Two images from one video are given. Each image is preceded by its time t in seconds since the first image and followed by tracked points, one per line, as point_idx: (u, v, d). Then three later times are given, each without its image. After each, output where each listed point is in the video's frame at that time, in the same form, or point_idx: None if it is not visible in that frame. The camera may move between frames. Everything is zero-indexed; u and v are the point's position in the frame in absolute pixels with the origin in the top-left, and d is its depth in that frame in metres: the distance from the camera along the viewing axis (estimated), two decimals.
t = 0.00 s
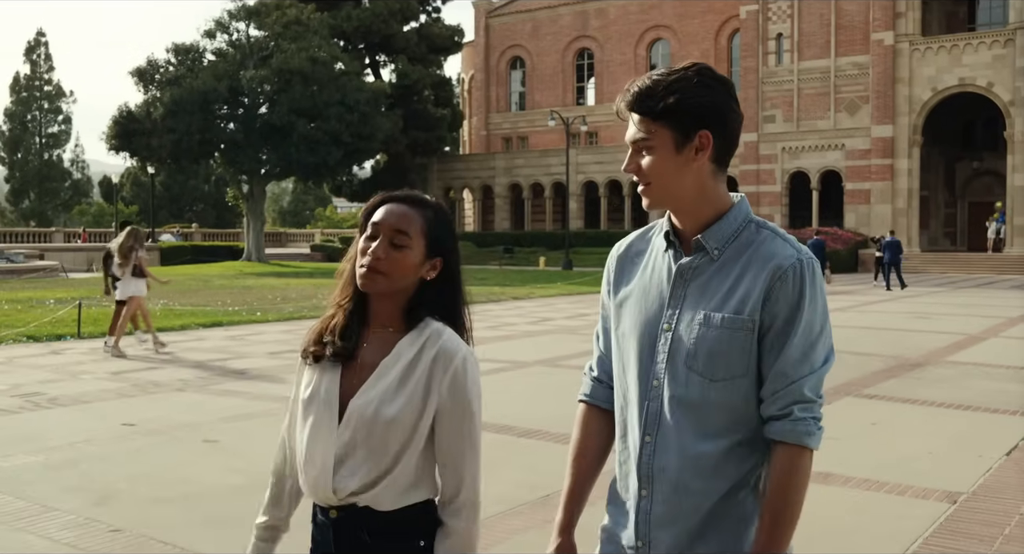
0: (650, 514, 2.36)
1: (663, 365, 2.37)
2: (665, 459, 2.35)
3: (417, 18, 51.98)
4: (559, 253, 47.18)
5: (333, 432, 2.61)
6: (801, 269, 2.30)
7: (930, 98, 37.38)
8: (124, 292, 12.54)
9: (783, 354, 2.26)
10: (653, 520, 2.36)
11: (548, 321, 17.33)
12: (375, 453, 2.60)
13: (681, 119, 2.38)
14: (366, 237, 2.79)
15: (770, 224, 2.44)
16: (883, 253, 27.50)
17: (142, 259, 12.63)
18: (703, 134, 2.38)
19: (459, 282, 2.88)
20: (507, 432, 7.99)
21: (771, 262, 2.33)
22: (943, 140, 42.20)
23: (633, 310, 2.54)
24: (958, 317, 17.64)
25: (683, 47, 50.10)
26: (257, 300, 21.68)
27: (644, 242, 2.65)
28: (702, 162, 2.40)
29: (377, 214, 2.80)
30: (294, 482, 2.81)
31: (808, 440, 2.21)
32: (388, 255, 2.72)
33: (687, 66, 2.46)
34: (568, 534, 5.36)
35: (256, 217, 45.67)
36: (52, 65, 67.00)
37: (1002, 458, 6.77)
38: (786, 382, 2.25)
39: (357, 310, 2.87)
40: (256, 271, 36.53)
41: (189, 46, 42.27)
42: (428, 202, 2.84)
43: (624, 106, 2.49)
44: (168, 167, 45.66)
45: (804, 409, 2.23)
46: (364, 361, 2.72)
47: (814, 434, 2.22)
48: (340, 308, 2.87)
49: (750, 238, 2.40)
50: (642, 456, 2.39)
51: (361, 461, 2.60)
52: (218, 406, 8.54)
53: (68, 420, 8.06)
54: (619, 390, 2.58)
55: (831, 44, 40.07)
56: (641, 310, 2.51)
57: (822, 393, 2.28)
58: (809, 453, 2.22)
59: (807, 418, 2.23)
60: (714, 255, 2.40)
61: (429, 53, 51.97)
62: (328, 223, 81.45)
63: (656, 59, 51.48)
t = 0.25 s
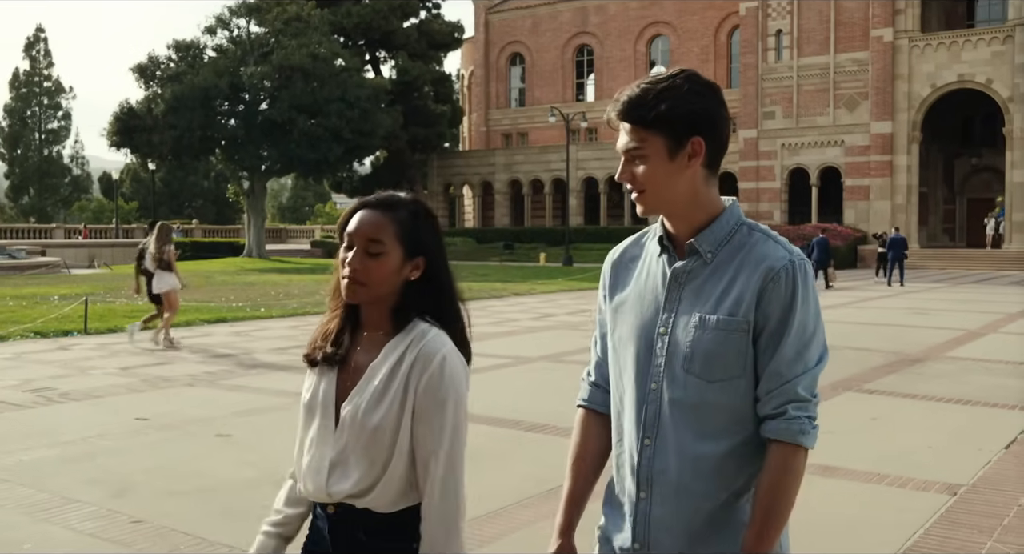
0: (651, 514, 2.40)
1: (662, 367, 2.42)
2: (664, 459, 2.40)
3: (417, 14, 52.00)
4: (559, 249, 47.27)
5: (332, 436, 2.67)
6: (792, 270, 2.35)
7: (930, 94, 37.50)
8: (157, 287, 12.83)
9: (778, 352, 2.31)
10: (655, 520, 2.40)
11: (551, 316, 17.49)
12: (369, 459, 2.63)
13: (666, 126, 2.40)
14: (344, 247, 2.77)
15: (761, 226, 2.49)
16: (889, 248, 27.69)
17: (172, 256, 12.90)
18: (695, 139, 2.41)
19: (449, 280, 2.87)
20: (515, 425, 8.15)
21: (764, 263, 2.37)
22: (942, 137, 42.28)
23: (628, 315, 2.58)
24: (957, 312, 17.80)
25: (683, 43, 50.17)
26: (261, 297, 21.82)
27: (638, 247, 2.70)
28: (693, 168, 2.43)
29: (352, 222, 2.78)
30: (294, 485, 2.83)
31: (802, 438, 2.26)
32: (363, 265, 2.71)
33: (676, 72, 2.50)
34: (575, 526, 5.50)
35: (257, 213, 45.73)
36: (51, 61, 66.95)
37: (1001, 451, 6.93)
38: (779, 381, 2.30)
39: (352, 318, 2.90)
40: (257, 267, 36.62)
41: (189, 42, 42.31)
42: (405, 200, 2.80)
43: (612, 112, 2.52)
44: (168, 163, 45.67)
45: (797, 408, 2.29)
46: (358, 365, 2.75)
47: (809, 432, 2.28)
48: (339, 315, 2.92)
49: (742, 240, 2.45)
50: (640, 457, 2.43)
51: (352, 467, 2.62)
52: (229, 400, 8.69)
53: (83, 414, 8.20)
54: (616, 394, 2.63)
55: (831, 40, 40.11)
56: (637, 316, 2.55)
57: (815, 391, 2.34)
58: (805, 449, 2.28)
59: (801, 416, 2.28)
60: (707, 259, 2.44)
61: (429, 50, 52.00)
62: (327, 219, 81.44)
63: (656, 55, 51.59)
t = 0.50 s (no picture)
0: (645, 527, 2.36)
1: (643, 378, 2.38)
2: (654, 470, 2.36)
3: (419, 14, 52.10)
4: (562, 248, 47.37)
5: (309, 451, 2.61)
6: (765, 270, 2.33)
7: (932, 92, 37.60)
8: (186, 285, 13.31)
9: (759, 353, 2.30)
10: (649, 531, 2.36)
11: (556, 315, 17.60)
12: (349, 471, 2.58)
13: (635, 132, 2.38)
14: (310, 263, 2.75)
15: (730, 229, 2.45)
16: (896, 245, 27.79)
17: (203, 256, 13.37)
18: (662, 142, 2.39)
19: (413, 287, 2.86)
20: (524, 423, 8.24)
21: (737, 264, 2.34)
22: (944, 135, 42.40)
23: (603, 327, 2.54)
24: (960, 310, 17.90)
25: (685, 42, 50.29)
26: (267, 296, 21.94)
27: (607, 260, 2.64)
28: (662, 172, 2.41)
29: (314, 238, 2.75)
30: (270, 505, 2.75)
31: (784, 438, 2.29)
32: (334, 282, 2.69)
33: (639, 82, 2.48)
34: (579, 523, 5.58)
35: (261, 213, 45.86)
36: (54, 62, 67.07)
37: (1004, 446, 7.04)
38: (762, 383, 2.30)
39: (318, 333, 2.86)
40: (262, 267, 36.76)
41: (193, 43, 42.46)
42: (364, 213, 2.77)
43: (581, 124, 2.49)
44: (172, 164, 45.80)
45: (781, 410, 2.30)
46: (333, 378, 2.70)
47: (791, 431, 2.30)
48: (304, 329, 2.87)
49: (714, 245, 2.41)
50: (629, 470, 2.40)
51: (332, 484, 2.58)
52: (240, 399, 8.79)
53: (95, 413, 8.30)
54: (597, 407, 2.58)
55: (833, 39, 40.20)
56: (611, 329, 2.50)
57: (796, 390, 2.34)
58: (787, 448, 2.30)
59: (784, 416, 2.30)
60: (681, 264, 2.40)
61: (432, 50, 52.12)
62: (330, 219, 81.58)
63: (658, 54, 51.71)
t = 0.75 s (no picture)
0: (630, 512, 2.48)
1: (620, 365, 2.49)
2: (638, 452, 2.47)
3: (425, 16, 52.20)
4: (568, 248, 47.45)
5: (264, 446, 2.76)
6: (733, 247, 2.46)
7: (938, 92, 37.66)
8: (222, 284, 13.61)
9: (733, 330, 2.43)
10: (636, 515, 2.47)
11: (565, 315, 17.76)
12: (299, 462, 2.72)
13: (593, 121, 2.51)
14: (272, 261, 2.85)
15: (695, 212, 2.58)
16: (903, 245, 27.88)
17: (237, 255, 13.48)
18: (622, 130, 2.52)
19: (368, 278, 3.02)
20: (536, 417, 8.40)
21: (706, 241, 2.47)
22: (950, 134, 42.41)
23: (577, 320, 2.66)
24: (966, 310, 18.02)
25: (691, 43, 50.36)
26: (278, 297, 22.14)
27: (573, 254, 2.78)
28: (623, 160, 2.55)
29: (275, 230, 2.86)
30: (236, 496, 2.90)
31: (770, 410, 2.38)
32: (298, 276, 2.82)
33: (599, 71, 2.61)
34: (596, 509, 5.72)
35: (268, 215, 46.03)
36: (62, 65, 67.38)
37: (1009, 442, 7.18)
38: (740, 357, 2.42)
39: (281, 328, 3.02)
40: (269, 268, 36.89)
41: (200, 45, 42.66)
42: (319, 206, 2.91)
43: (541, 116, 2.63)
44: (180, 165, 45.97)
45: (762, 382, 2.41)
46: (286, 376, 2.87)
47: (774, 402, 2.39)
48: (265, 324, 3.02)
49: (679, 227, 2.54)
50: (614, 457, 2.51)
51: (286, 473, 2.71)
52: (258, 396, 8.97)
53: (114, 409, 8.49)
54: (575, 402, 2.70)
55: (839, 40, 40.24)
56: (584, 320, 2.63)
57: (775, 361, 2.46)
58: (772, 421, 2.39)
59: (767, 388, 2.40)
60: (648, 248, 2.52)
61: (438, 51, 52.25)
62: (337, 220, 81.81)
63: (664, 55, 51.81)
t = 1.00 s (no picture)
0: (633, 505, 2.48)
1: (623, 356, 2.50)
2: (640, 444, 2.48)
3: (432, 17, 52.32)
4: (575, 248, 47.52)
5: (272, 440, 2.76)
6: (735, 240, 2.51)
7: (944, 92, 37.71)
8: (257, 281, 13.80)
9: (733, 322, 2.47)
10: (638, 508, 2.47)
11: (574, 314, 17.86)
12: (307, 456, 2.73)
13: (593, 116, 2.53)
14: (281, 242, 2.92)
15: (694, 206, 2.62)
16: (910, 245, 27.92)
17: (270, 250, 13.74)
18: (622, 128, 2.54)
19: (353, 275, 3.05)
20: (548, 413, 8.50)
21: (709, 235, 2.52)
22: (957, 134, 42.42)
23: (575, 316, 2.64)
24: (974, 308, 18.09)
25: (697, 43, 50.45)
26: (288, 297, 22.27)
27: (571, 247, 2.75)
28: (624, 157, 2.57)
29: (278, 220, 2.94)
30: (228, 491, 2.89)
31: (764, 401, 2.42)
32: (316, 256, 2.91)
33: (597, 67, 2.62)
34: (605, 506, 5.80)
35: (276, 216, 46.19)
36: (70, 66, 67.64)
37: (1017, 437, 7.26)
38: (738, 348, 2.47)
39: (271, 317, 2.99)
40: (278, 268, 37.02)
41: (209, 46, 42.86)
42: (314, 197, 3.02)
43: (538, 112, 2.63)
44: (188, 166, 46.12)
45: (758, 370, 2.45)
46: (290, 361, 2.88)
47: (769, 392, 2.44)
48: (249, 312, 2.97)
49: (680, 222, 2.57)
50: (616, 449, 2.51)
51: (293, 461, 2.72)
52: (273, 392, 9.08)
53: (134, 406, 8.60)
54: (571, 397, 2.68)
55: (845, 40, 40.30)
56: (583, 315, 2.62)
57: (770, 354, 2.50)
58: (767, 411, 2.43)
59: (762, 377, 2.46)
60: (651, 242, 2.54)
61: (445, 52, 52.39)
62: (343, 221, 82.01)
63: (670, 55, 51.94)
